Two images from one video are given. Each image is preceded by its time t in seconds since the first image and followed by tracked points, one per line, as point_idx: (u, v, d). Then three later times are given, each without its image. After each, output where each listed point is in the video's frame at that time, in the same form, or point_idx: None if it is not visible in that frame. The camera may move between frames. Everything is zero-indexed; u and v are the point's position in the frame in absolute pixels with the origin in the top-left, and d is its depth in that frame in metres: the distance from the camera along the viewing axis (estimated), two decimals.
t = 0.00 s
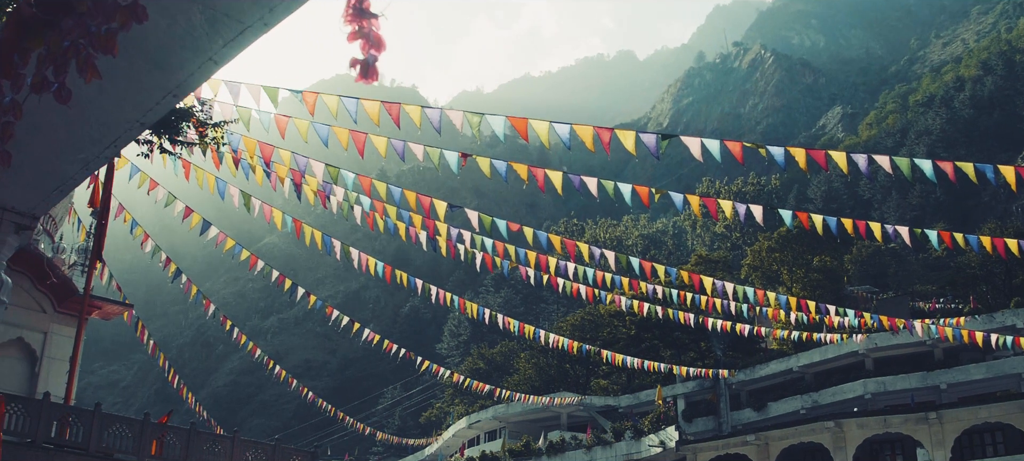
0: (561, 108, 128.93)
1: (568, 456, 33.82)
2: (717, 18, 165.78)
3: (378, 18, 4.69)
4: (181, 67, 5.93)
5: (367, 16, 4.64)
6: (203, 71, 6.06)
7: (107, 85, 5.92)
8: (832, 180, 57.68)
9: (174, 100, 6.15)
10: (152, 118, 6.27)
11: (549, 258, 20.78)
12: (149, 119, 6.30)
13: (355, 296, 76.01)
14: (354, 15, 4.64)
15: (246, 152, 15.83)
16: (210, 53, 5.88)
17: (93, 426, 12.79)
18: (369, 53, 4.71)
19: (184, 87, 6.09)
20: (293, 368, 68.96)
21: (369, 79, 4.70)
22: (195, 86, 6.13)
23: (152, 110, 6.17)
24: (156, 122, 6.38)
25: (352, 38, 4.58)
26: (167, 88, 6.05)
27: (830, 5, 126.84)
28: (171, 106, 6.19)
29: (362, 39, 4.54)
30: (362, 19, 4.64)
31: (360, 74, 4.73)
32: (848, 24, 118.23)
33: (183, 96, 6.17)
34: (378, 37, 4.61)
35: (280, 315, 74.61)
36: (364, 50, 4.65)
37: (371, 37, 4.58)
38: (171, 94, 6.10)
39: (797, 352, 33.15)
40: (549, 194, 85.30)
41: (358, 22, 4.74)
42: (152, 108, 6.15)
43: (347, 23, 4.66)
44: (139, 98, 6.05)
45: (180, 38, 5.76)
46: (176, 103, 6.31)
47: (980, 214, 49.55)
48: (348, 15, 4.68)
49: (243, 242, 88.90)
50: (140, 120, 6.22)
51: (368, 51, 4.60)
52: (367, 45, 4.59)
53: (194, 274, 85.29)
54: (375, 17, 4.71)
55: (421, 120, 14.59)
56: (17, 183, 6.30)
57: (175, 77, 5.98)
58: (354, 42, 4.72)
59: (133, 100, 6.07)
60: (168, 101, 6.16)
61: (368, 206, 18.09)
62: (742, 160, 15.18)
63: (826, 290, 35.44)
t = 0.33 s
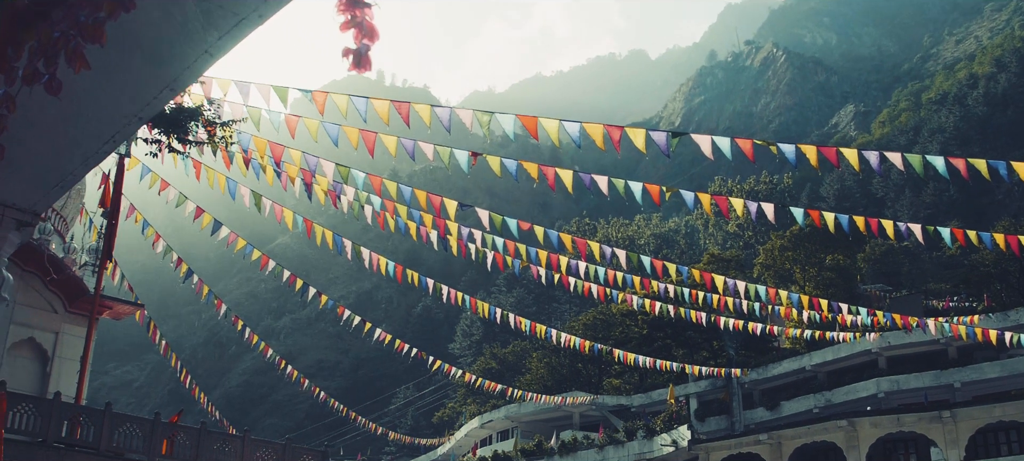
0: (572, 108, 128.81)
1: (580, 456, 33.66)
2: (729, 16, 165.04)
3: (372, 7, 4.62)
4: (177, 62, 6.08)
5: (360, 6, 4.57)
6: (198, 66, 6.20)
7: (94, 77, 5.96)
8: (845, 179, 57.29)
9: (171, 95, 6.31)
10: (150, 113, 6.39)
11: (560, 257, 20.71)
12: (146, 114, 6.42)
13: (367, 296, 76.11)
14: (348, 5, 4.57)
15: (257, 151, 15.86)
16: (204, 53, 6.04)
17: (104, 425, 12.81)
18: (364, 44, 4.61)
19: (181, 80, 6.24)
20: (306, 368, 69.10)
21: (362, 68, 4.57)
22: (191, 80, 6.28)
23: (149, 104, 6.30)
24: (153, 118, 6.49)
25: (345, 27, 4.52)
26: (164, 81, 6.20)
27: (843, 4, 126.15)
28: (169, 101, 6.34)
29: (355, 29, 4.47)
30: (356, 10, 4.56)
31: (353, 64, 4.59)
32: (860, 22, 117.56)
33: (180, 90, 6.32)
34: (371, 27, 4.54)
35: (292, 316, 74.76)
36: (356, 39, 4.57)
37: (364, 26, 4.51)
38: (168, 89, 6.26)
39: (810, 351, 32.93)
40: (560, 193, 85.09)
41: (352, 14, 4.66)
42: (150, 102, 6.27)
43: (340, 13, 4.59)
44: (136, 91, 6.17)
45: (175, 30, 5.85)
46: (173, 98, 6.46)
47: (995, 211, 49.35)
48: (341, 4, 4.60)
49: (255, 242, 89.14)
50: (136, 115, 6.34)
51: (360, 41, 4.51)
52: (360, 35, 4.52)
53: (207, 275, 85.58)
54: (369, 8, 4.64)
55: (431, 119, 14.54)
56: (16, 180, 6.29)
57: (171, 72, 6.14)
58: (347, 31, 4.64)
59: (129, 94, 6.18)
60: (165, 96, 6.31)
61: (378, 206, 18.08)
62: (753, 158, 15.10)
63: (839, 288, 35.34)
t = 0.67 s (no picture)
0: (583, 108, 128.64)
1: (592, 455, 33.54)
2: (741, 15, 164.26)
3: None
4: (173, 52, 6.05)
5: None
6: (194, 56, 6.17)
7: (84, 66, 5.90)
8: (858, 177, 56.91)
9: (168, 87, 6.31)
10: (147, 106, 6.39)
11: (571, 255, 20.65)
12: (143, 107, 6.43)
13: (380, 296, 76.16)
14: None
15: (267, 151, 15.86)
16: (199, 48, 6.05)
17: (113, 425, 12.88)
18: (356, 30, 4.66)
19: (179, 71, 6.21)
20: (318, 368, 69.27)
21: (354, 55, 4.54)
22: (188, 71, 6.24)
23: (146, 98, 6.32)
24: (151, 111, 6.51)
25: (337, 15, 4.53)
26: (162, 73, 6.18)
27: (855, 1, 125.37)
28: (165, 94, 6.35)
29: (347, 16, 4.48)
30: None
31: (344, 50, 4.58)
32: (872, 20, 116.74)
33: (177, 83, 6.31)
34: (362, 14, 4.55)
35: (304, 316, 74.92)
36: (347, 27, 4.59)
37: (354, 13, 4.52)
38: (165, 81, 6.26)
39: (822, 349, 32.72)
40: (571, 192, 84.91)
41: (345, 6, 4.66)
42: (147, 97, 6.29)
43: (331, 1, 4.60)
44: (133, 85, 6.18)
45: (162, 17, 5.77)
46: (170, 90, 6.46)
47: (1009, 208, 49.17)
48: None
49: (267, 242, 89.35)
50: (134, 108, 6.35)
51: (352, 28, 4.52)
52: (351, 22, 4.53)
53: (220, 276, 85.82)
54: None
55: (439, 118, 14.52)
56: (17, 177, 6.55)
57: (165, 65, 6.12)
58: (340, 20, 4.64)
59: (127, 87, 6.17)
60: (162, 89, 6.32)
61: (389, 205, 18.07)
62: (763, 155, 15.02)
63: (851, 287, 35.08)
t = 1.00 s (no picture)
0: (594, 107, 128.26)
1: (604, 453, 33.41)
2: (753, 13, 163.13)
3: None
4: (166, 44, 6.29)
5: None
6: (187, 49, 6.44)
7: (69, 55, 6.09)
8: (870, 175, 56.41)
9: (163, 79, 6.55)
10: (143, 98, 6.62)
11: (582, 254, 20.55)
12: (139, 99, 6.67)
13: (392, 296, 76.21)
14: None
15: (276, 150, 15.85)
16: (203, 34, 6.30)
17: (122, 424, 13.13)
18: (346, 16, 5.14)
19: (172, 64, 6.45)
20: (330, 368, 69.42)
21: (343, 40, 5.00)
22: (180, 64, 6.49)
23: (142, 90, 6.56)
24: (147, 102, 6.74)
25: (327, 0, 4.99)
26: (156, 66, 6.43)
27: None
28: (161, 85, 6.59)
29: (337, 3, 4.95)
30: None
31: (334, 37, 5.01)
32: (885, 17, 115.80)
33: (172, 74, 6.55)
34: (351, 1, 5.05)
35: (317, 316, 75.09)
36: (337, 14, 5.04)
37: None
38: (160, 73, 6.49)
39: (835, 348, 32.57)
40: (583, 191, 84.72)
41: None
42: (143, 87, 6.52)
43: None
44: (129, 77, 6.43)
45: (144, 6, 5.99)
46: (165, 83, 6.70)
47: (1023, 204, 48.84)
48: None
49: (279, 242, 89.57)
50: (131, 101, 6.60)
51: (342, 12, 4.99)
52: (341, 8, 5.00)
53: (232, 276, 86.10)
54: None
55: (448, 116, 14.49)
56: (16, 171, 6.66)
57: (159, 57, 6.36)
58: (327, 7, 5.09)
59: (122, 79, 6.42)
60: (157, 80, 6.55)
61: (399, 204, 18.02)
62: (773, 151, 14.96)
63: (864, 284, 34.81)
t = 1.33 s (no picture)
0: (604, 105, 127.92)
1: (616, 452, 33.31)
2: (764, 11, 162.18)
3: None
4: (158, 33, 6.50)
5: None
6: (180, 39, 6.67)
7: (52, 39, 6.25)
8: (883, 173, 56.31)
9: (157, 68, 6.75)
10: (137, 90, 6.85)
11: (592, 252, 20.42)
12: (134, 90, 6.87)
13: (403, 295, 76.25)
14: None
15: (286, 149, 15.83)
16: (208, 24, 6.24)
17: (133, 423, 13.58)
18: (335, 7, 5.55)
19: (164, 56, 6.69)
20: (343, 367, 69.53)
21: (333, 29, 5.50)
22: (174, 51, 6.70)
23: (136, 81, 6.76)
24: (142, 94, 6.94)
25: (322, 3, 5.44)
26: (151, 55, 6.64)
27: None
28: (155, 76, 6.80)
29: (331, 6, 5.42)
30: None
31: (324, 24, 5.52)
32: (896, 13, 115.04)
33: (166, 65, 6.77)
34: None
35: (329, 315, 75.24)
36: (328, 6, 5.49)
37: None
38: (154, 64, 6.71)
39: (847, 345, 32.34)
40: (594, 189, 84.53)
41: None
42: (136, 79, 6.73)
43: None
44: (122, 67, 6.62)
45: None
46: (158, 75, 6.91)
47: None
48: None
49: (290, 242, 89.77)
50: (124, 91, 6.79)
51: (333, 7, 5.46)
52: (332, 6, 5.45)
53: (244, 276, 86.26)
54: None
55: (458, 113, 14.41)
56: (16, 166, 7.07)
57: (153, 48, 6.60)
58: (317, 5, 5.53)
59: (116, 69, 6.62)
60: (151, 70, 6.75)
61: (408, 202, 17.96)
62: (784, 148, 14.85)
63: (877, 282, 34.60)
